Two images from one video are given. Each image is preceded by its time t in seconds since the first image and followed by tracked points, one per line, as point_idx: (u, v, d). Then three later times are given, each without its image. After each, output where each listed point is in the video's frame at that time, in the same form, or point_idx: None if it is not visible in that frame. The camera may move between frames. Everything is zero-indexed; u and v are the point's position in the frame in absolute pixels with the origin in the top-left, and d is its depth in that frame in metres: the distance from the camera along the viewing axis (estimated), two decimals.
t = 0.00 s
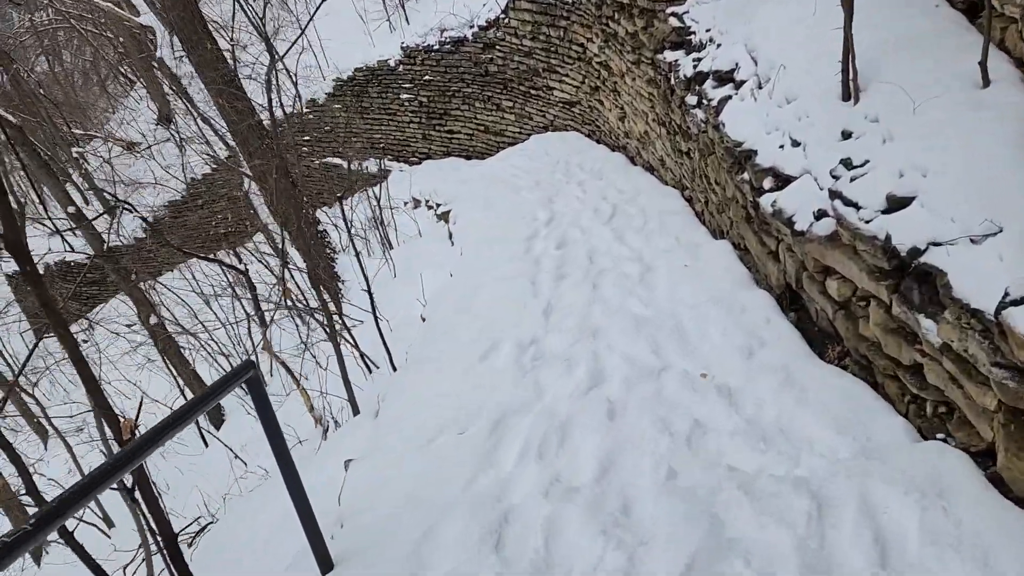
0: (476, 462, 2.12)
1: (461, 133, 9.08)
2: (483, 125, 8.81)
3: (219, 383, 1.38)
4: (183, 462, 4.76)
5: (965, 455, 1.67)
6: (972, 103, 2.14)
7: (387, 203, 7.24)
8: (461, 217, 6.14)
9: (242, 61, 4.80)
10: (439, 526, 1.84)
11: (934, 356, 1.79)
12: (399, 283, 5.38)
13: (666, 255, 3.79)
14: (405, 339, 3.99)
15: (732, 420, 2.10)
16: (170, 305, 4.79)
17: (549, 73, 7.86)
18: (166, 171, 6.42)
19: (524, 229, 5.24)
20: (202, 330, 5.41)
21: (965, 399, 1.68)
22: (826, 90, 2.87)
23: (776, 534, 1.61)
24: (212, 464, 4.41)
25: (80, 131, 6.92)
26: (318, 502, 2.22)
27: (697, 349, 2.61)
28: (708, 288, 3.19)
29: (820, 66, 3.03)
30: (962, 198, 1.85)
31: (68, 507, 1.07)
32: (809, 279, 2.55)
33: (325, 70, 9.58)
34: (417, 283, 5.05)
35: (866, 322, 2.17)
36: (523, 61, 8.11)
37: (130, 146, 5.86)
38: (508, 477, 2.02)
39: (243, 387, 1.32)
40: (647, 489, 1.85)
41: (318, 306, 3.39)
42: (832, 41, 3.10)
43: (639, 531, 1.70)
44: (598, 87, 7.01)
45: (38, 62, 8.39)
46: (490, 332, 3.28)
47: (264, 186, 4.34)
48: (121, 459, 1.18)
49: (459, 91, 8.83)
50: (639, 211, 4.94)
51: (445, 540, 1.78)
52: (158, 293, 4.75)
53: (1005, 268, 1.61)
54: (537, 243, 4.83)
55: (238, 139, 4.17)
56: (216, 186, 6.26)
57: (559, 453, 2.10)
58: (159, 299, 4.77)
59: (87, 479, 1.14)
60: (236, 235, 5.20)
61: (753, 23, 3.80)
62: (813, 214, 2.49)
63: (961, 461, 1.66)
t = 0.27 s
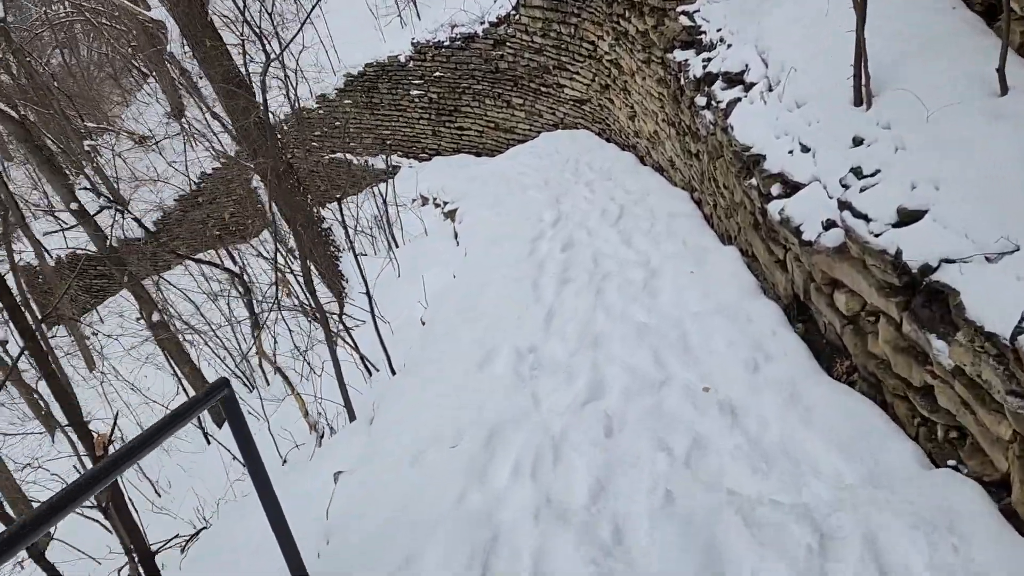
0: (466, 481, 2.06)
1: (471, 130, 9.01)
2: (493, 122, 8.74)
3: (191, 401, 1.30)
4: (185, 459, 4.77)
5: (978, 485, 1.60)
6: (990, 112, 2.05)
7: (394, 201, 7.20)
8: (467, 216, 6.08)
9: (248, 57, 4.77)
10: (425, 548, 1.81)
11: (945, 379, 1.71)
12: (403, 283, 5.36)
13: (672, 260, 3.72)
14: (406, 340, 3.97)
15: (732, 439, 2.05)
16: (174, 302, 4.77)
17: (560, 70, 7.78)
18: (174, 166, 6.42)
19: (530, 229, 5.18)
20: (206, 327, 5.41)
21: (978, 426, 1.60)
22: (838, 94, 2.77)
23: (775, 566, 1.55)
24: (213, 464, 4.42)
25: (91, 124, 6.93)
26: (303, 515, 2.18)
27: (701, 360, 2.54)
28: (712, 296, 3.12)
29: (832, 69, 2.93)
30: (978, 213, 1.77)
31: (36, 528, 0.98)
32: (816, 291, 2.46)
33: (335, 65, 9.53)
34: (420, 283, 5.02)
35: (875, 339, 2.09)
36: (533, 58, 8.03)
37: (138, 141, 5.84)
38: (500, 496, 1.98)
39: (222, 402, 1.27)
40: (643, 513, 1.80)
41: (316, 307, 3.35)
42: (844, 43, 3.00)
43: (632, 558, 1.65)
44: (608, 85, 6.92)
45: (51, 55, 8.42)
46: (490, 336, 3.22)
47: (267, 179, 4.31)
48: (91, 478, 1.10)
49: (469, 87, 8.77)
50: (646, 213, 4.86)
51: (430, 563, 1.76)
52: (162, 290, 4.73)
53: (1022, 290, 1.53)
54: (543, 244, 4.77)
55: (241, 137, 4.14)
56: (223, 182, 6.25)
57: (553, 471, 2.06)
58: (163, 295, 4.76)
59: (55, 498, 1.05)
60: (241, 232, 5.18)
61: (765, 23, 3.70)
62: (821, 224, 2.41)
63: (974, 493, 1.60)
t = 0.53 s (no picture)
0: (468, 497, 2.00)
1: (484, 130, 8.94)
2: (506, 123, 8.67)
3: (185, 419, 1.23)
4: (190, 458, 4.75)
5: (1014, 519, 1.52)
6: None
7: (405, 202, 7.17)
8: (478, 218, 6.03)
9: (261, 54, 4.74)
10: (425, 563, 1.76)
11: (978, 403, 1.62)
12: (411, 285, 5.33)
13: (686, 267, 3.64)
14: (414, 345, 3.95)
15: (750, 461, 1.99)
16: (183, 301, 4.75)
17: (574, 71, 7.72)
18: (185, 164, 6.40)
19: (541, 233, 5.11)
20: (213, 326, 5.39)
21: (1013, 455, 1.52)
22: (862, 99, 2.68)
23: None
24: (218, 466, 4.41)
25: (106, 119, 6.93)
26: (305, 539, 2.15)
27: (716, 375, 2.48)
28: (727, 307, 3.04)
29: (855, 72, 2.84)
30: (1015, 228, 1.68)
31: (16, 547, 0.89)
32: (838, 304, 2.38)
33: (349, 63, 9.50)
34: (428, 286, 4.99)
35: (901, 357, 2.01)
36: (548, 59, 7.97)
37: (149, 138, 5.83)
38: (505, 513, 1.92)
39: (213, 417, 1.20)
40: (656, 537, 1.74)
41: (324, 311, 3.30)
42: (869, 45, 2.90)
43: None
44: (623, 87, 6.84)
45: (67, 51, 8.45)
46: (498, 345, 3.18)
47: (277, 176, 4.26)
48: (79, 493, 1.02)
49: (482, 87, 8.71)
50: (660, 219, 4.78)
51: None
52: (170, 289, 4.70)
53: None
54: (554, 248, 4.71)
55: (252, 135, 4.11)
56: (234, 181, 6.22)
57: (562, 488, 2.00)
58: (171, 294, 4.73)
59: (30, 523, 0.94)
60: (250, 231, 5.15)
61: (785, 25, 3.60)
62: (845, 235, 2.32)
63: (1010, 526, 1.52)
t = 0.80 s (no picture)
0: (487, 516, 2.00)
1: (501, 131, 8.87)
2: (523, 124, 8.59)
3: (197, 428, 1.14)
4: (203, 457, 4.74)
5: None
6: None
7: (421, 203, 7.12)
8: (495, 221, 5.96)
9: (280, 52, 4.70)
10: None
11: None
12: (426, 287, 5.27)
13: (709, 275, 3.54)
14: (429, 350, 3.89)
15: (783, 483, 1.95)
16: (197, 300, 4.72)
17: (594, 72, 7.63)
18: (202, 162, 6.39)
19: (559, 237, 5.03)
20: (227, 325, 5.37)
21: None
22: (901, 102, 2.56)
23: None
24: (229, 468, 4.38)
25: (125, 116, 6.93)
26: (314, 550, 2.10)
27: (745, 390, 2.42)
28: (753, 316, 2.95)
29: (894, 74, 2.72)
30: None
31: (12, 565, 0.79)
32: (875, 318, 2.26)
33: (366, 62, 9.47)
34: (443, 289, 4.93)
35: (945, 375, 1.89)
36: (567, 60, 7.89)
37: (167, 136, 5.80)
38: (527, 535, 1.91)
39: (225, 427, 1.13)
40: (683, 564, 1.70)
41: (336, 313, 3.23)
42: (910, 46, 2.77)
43: None
44: (643, 89, 6.74)
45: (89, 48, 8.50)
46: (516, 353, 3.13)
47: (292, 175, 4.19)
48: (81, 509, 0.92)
49: (500, 88, 8.63)
50: (681, 224, 4.69)
51: None
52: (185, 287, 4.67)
53: None
54: (572, 253, 4.62)
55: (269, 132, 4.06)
56: (250, 179, 6.19)
57: (587, 510, 1.97)
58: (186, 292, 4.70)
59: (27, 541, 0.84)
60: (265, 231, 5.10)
61: (817, 25, 3.49)
62: (885, 246, 2.21)
63: None
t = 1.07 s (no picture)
0: (504, 529, 1.95)
1: (519, 133, 8.79)
2: (541, 126, 8.52)
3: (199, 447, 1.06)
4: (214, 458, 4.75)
5: None
6: None
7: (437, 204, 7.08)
8: (511, 224, 5.89)
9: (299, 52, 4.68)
10: None
11: None
12: (442, 291, 5.21)
13: (733, 283, 3.44)
14: (443, 357, 3.82)
15: (815, 507, 1.86)
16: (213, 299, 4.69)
17: (613, 75, 7.54)
18: (219, 161, 6.39)
19: (577, 242, 4.95)
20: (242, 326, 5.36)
21: None
22: (939, 110, 2.46)
23: None
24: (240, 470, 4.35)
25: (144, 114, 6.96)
26: (325, 559, 2.09)
27: (771, 406, 2.33)
28: (779, 327, 2.85)
29: (932, 81, 2.61)
30: None
31: None
32: (912, 334, 2.15)
33: (384, 62, 9.44)
34: (458, 294, 4.87)
35: (989, 399, 1.79)
36: (586, 62, 7.81)
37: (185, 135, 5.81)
38: (543, 555, 1.84)
39: (232, 447, 1.07)
40: None
41: (349, 315, 3.15)
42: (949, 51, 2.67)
43: None
44: (664, 92, 6.64)
45: (111, 46, 8.56)
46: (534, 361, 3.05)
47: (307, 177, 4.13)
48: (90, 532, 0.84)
49: (518, 90, 8.57)
50: (702, 229, 4.59)
51: None
52: (200, 287, 4.64)
53: None
54: (590, 259, 4.54)
55: (285, 132, 4.02)
56: (266, 179, 6.18)
57: (605, 528, 1.91)
58: (201, 291, 4.68)
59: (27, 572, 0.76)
60: (280, 231, 5.08)
61: (848, 28, 3.37)
62: (923, 259, 2.10)
63: None
